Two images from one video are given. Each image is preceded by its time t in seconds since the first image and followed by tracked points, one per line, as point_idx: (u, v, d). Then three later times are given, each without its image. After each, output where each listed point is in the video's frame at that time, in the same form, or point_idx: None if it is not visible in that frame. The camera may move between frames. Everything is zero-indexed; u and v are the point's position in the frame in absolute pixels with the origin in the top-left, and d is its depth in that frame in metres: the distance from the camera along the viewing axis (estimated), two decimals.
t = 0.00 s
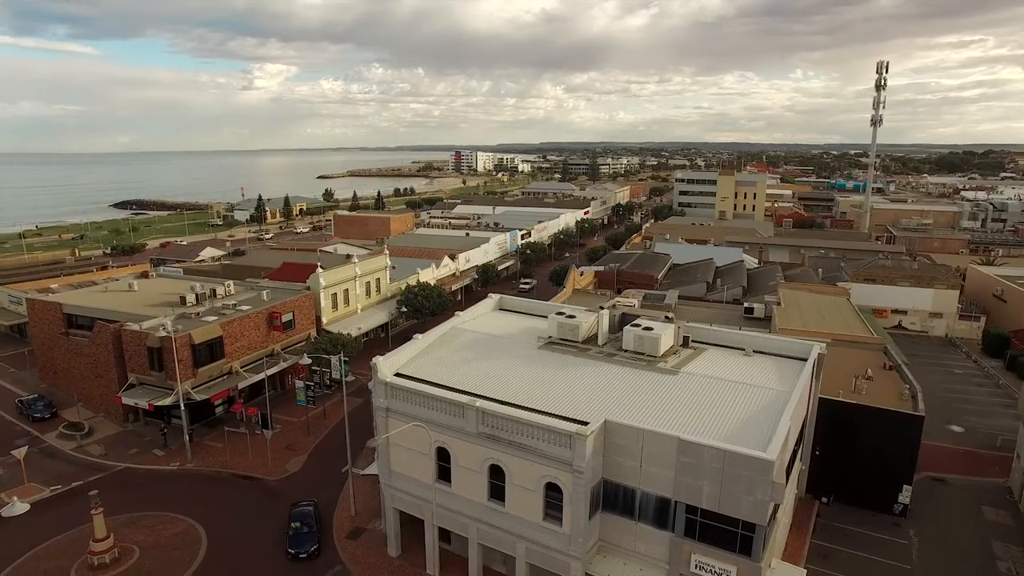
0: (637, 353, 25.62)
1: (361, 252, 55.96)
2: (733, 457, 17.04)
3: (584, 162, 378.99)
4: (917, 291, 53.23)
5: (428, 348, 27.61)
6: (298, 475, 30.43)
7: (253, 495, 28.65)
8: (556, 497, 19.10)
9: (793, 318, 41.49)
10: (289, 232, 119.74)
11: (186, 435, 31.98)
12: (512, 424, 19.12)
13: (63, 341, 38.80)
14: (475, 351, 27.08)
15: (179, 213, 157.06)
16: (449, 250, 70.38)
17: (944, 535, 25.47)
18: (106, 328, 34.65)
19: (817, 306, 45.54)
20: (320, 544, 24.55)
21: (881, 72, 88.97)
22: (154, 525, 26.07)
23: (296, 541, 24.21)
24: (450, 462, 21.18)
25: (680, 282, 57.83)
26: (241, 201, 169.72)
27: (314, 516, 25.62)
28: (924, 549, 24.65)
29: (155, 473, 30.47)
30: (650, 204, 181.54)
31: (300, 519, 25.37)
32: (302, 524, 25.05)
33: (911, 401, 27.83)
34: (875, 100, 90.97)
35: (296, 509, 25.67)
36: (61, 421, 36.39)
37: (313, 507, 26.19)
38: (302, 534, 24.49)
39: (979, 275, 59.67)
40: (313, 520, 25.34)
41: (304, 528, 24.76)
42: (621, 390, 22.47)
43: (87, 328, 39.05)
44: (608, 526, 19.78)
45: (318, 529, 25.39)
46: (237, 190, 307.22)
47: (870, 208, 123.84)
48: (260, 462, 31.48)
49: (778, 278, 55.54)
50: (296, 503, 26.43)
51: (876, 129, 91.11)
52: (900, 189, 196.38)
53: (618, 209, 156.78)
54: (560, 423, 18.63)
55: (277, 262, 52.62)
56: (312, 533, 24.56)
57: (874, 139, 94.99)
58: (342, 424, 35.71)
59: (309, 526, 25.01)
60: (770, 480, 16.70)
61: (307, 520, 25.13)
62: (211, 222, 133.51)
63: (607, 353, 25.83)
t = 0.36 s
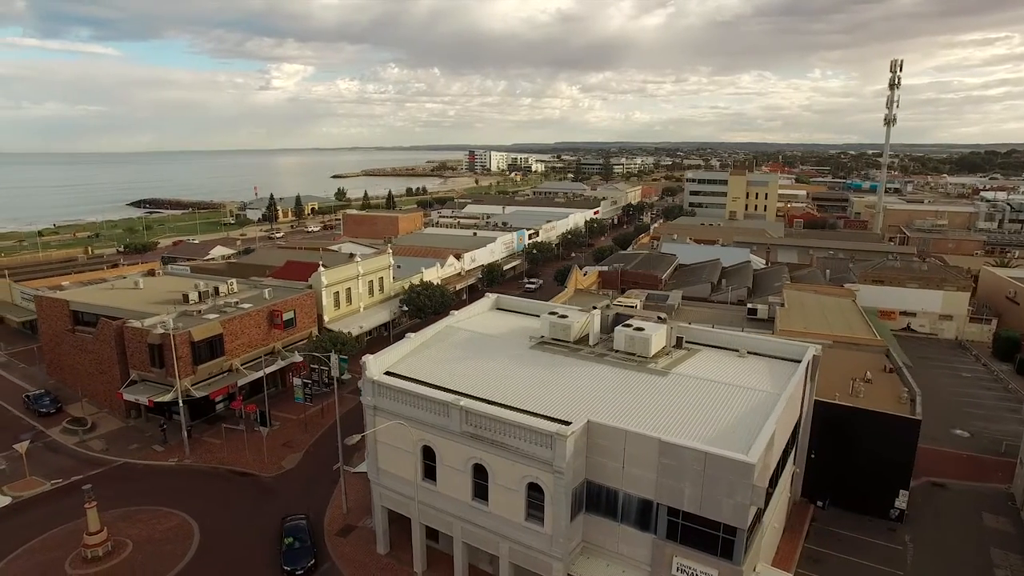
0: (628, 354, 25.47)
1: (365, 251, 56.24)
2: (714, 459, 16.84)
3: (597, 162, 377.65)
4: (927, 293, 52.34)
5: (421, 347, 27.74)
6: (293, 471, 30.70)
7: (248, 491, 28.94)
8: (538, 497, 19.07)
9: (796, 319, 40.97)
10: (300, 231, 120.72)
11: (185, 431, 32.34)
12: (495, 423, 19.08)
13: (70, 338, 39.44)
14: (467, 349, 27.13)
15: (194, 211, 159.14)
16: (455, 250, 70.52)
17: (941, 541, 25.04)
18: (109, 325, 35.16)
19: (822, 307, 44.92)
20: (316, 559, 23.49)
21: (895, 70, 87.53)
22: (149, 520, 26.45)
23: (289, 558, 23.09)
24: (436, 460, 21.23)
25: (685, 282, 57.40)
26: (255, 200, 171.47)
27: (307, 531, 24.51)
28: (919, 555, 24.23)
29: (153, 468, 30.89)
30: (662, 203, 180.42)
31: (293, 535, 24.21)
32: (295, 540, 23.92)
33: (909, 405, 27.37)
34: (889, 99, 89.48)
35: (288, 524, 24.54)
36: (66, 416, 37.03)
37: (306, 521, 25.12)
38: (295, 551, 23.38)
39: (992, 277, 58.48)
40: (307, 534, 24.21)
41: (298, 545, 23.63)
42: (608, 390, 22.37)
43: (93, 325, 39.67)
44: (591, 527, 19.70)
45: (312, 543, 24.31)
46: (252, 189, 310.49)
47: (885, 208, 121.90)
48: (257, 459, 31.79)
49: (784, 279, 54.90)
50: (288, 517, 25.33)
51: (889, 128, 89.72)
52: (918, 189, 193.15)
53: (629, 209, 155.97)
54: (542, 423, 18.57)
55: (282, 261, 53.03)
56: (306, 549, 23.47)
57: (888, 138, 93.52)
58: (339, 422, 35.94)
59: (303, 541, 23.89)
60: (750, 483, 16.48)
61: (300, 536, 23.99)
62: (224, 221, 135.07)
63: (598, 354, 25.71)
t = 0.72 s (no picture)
0: (620, 355, 25.30)
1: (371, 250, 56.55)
2: (696, 462, 16.66)
3: (610, 162, 376.01)
4: (937, 295, 51.42)
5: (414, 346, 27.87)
6: (290, 468, 30.98)
7: (244, 487, 29.26)
8: (521, 497, 19.05)
9: (800, 321, 40.42)
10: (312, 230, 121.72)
11: (184, 428, 32.74)
12: (479, 423, 19.07)
13: (78, 334, 40.15)
14: (459, 348, 27.20)
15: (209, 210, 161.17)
16: (462, 249, 70.68)
17: (939, 549, 24.54)
18: (113, 322, 35.73)
19: (828, 309, 44.27)
20: None
21: (911, 68, 86.10)
22: (146, 514, 26.87)
23: None
24: (422, 459, 21.30)
25: (691, 283, 56.92)
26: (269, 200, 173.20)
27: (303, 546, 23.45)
28: (915, 562, 23.80)
29: (153, 463, 31.36)
30: (674, 203, 179.26)
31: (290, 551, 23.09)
32: (293, 556, 22.84)
33: (909, 409, 26.87)
34: (905, 97, 88.05)
35: (282, 541, 23.39)
36: (72, 411, 37.69)
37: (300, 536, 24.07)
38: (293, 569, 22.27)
39: (1006, 279, 57.25)
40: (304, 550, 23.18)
41: (297, 562, 22.58)
42: (596, 391, 22.30)
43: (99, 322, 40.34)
44: (575, 528, 19.62)
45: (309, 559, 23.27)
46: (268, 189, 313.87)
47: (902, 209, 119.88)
48: (255, 455, 32.13)
49: (791, 280, 54.25)
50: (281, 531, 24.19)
51: (904, 128, 88.31)
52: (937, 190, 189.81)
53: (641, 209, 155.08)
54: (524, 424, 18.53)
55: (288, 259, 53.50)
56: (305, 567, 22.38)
57: (904, 138, 92.03)
58: (338, 421, 36.22)
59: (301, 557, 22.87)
60: (732, 487, 16.27)
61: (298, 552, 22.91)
62: (238, 220, 136.71)
63: (590, 354, 25.60)
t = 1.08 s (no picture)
0: (611, 355, 25.17)
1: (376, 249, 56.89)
2: (676, 465, 16.51)
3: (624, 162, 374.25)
4: (948, 298, 50.45)
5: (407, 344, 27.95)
6: (286, 465, 31.28)
7: (241, 483, 29.61)
8: (504, 497, 19.02)
9: (804, 322, 39.90)
10: (324, 229, 122.80)
11: (185, 424, 33.16)
12: (463, 423, 19.06)
13: (85, 330, 40.84)
14: (452, 347, 27.22)
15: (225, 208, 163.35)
16: (468, 249, 70.83)
17: (936, 556, 24.06)
18: (118, 319, 36.31)
19: (835, 310, 43.60)
20: None
21: (927, 66, 84.60)
22: (143, 508, 27.27)
23: None
24: (409, 458, 21.36)
25: (697, 283, 56.47)
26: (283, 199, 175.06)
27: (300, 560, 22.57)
28: (911, 569, 23.34)
29: (154, 458, 31.84)
30: (688, 204, 178.00)
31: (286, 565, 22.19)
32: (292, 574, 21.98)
33: (907, 413, 26.38)
34: (921, 96, 86.48)
35: (277, 558, 22.32)
36: (79, 406, 38.40)
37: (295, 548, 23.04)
38: None
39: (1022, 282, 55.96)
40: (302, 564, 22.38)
41: None
42: (584, 392, 22.20)
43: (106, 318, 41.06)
44: (559, 530, 19.56)
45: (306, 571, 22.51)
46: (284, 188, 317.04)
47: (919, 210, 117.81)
48: (253, 452, 32.45)
49: (798, 282, 53.55)
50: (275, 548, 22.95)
51: (920, 128, 86.84)
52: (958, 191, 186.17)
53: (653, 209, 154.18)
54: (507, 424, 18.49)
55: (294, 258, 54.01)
56: None
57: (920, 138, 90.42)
58: (336, 419, 36.46)
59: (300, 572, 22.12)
60: (711, 490, 16.08)
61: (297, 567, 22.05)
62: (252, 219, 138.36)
63: (582, 355, 25.49)
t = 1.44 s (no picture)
0: (603, 356, 25.03)
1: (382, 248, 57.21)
2: (656, 467, 16.35)
3: (639, 162, 372.28)
4: (960, 301, 49.44)
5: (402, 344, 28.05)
6: (284, 462, 31.59)
7: (238, 478, 29.97)
8: (487, 497, 19.00)
9: (808, 324, 39.35)
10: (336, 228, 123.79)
11: (186, 420, 33.59)
12: (448, 422, 19.06)
13: (93, 327, 41.56)
14: (446, 347, 27.25)
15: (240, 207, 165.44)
16: (476, 249, 70.93)
17: (934, 565, 23.55)
18: (124, 316, 36.89)
19: (841, 312, 42.91)
20: None
21: (945, 64, 83.03)
22: (141, 503, 27.67)
23: None
24: (396, 457, 21.43)
25: (704, 285, 55.97)
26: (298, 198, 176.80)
27: None
28: None
29: (155, 453, 32.32)
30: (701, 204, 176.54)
31: None
32: None
33: (906, 418, 25.87)
34: (939, 95, 84.91)
35: None
36: (86, 401, 39.09)
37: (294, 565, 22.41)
38: None
39: None
40: None
41: None
42: (573, 393, 22.09)
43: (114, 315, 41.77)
44: (542, 531, 19.49)
45: None
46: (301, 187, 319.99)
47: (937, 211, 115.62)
48: (252, 449, 32.77)
49: (806, 283, 52.86)
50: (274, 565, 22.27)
51: (938, 127, 85.22)
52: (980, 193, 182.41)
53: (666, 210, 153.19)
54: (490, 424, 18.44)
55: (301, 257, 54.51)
56: None
57: (937, 138, 88.72)
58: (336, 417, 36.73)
59: None
60: (690, 494, 15.90)
61: None
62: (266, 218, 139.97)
63: (573, 355, 25.39)
